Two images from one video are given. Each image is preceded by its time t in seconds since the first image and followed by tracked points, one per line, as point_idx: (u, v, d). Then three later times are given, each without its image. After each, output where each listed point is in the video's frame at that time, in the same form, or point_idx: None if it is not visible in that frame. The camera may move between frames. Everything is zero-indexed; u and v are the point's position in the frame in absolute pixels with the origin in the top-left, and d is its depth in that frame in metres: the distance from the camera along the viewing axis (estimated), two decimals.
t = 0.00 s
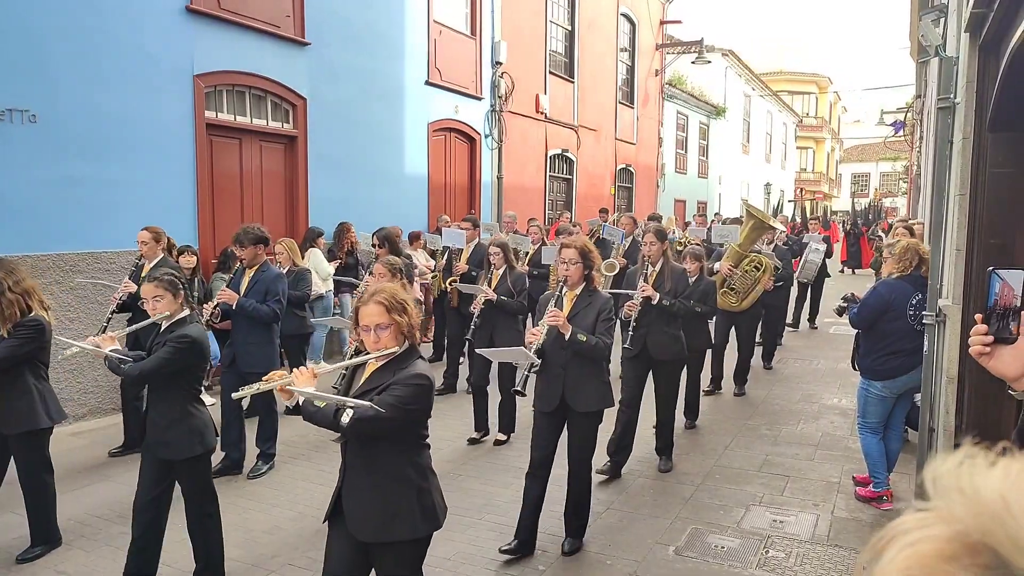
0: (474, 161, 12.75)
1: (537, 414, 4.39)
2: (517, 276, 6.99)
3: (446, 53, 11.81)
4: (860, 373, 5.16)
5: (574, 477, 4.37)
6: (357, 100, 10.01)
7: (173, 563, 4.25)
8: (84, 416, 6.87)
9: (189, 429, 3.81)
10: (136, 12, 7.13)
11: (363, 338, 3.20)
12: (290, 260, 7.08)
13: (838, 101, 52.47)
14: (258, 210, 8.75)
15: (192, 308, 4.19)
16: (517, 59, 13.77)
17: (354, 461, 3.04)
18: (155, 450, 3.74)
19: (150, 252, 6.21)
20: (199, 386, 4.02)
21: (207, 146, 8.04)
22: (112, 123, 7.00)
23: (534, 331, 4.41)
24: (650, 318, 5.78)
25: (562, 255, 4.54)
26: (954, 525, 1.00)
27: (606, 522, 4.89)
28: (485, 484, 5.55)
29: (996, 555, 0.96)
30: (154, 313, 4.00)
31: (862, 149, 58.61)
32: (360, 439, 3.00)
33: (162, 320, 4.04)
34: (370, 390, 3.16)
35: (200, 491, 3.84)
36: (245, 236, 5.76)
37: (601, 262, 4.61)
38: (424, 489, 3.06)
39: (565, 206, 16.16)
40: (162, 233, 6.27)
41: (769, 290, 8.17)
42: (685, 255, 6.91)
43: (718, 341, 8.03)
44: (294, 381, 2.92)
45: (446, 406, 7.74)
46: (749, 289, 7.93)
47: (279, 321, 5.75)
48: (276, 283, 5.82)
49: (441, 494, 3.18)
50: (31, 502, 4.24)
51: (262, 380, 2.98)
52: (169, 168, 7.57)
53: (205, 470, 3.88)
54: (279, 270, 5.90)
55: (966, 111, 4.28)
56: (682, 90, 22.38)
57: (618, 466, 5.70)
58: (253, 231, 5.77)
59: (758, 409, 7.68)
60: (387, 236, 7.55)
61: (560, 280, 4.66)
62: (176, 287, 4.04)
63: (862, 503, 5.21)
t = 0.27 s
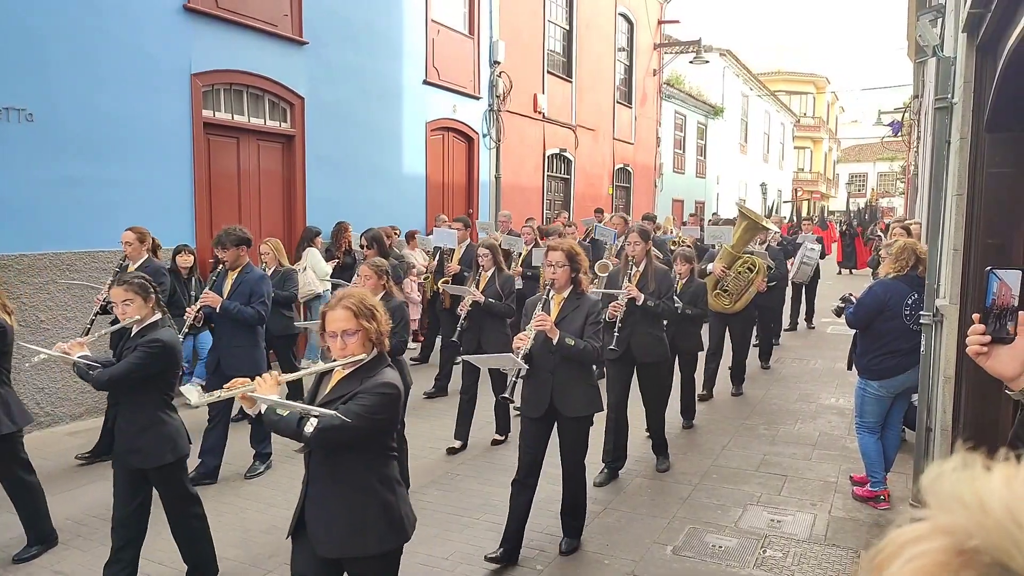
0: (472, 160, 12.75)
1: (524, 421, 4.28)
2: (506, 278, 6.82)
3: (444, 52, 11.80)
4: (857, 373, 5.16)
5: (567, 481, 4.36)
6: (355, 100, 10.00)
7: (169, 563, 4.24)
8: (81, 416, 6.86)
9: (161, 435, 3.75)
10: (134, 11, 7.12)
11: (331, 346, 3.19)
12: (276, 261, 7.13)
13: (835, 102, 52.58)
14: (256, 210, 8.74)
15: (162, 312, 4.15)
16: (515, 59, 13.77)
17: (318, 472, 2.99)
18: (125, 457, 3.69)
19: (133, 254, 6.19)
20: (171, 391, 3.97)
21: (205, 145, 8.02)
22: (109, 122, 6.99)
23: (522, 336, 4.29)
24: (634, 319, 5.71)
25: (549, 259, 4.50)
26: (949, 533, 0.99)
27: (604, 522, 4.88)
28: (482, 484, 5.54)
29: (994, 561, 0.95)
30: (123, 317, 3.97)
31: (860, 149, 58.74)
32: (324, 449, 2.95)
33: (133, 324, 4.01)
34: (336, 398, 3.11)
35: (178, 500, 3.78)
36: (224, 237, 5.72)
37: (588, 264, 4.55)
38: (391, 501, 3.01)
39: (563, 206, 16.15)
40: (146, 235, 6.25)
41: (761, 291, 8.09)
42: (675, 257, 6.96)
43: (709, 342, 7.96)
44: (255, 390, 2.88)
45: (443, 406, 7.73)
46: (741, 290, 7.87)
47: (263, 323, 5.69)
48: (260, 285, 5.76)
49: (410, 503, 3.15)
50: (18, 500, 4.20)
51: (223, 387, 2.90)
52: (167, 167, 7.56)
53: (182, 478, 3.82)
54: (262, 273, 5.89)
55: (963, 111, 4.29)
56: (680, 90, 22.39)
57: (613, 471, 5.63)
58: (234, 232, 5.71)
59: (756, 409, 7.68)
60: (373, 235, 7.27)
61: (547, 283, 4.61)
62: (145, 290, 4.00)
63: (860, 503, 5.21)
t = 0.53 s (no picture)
0: (470, 161, 12.75)
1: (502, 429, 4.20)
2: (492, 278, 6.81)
3: (442, 52, 11.80)
4: (854, 372, 5.18)
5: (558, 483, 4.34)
6: (353, 100, 9.99)
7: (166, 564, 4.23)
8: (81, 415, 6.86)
9: (124, 438, 3.67)
10: (131, 10, 7.10)
11: (285, 344, 3.07)
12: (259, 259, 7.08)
13: (834, 101, 52.63)
14: (254, 210, 8.73)
15: (127, 311, 4.02)
16: (513, 59, 13.77)
17: (269, 477, 2.85)
18: (89, 462, 3.63)
19: (111, 252, 6.06)
20: (134, 393, 3.87)
21: (202, 144, 8.01)
22: (108, 122, 6.99)
23: (499, 337, 4.28)
24: (619, 319, 5.61)
25: (527, 259, 4.51)
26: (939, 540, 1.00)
27: (602, 521, 4.89)
28: (480, 484, 5.54)
29: (1001, 570, 0.95)
30: (85, 317, 3.84)
31: (858, 149, 58.90)
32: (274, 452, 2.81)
33: (94, 323, 3.89)
34: (289, 400, 2.97)
35: (140, 507, 3.67)
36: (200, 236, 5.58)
37: (565, 266, 4.53)
38: (345, 507, 2.88)
39: (561, 206, 16.15)
40: (124, 233, 6.11)
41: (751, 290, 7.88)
42: (664, 256, 6.88)
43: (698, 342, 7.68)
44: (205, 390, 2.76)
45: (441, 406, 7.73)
46: (732, 289, 7.63)
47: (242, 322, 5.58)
48: (237, 284, 5.64)
49: (365, 513, 3.00)
50: None
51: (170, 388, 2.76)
52: (165, 167, 7.56)
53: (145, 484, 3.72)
54: (239, 271, 5.78)
55: (960, 111, 4.29)
56: (678, 90, 22.40)
57: (610, 470, 5.62)
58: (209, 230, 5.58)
59: (754, 408, 7.69)
60: (362, 235, 7.29)
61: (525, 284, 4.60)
62: (106, 289, 3.87)
63: (857, 502, 5.21)
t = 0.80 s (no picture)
0: (469, 161, 12.75)
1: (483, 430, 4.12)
2: (481, 281, 6.82)
3: (441, 53, 11.80)
4: (853, 372, 5.19)
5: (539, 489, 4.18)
6: (352, 101, 9.99)
7: (166, 564, 4.23)
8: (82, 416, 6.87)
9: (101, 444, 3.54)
10: (130, 11, 7.11)
11: (255, 349, 3.02)
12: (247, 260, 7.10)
13: (832, 102, 52.66)
14: (253, 211, 8.72)
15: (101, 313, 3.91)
16: (513, 59, 13.78)
17: (242, 485, 2.84)
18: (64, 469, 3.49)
19: (95, 254, 5.97)
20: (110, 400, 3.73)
21: (202, 145, 8.01)
22: (108, 123, 7.00)
23: (479, 339, 4.10)
24: (608, 323, 5.35)
25: (506, 259, 4.34)
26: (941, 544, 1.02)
27: (602, 522, 4.89)
28: (480, 485, 5.54)
29: None
30: (57, 320, 3.73)
31: (856, 149, 58.98)
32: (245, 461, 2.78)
33: (67, 327, 3.78)
34: (259, 406, 2.92)
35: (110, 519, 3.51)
36: (180, 236, 5.45)
37: (546, 265, 4.38)
38: (319, 515, 2.89)
39: (560, 207, 16.16)
40: (108, 234, 6.04)
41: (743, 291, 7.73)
42: (654, 257, 6.85)
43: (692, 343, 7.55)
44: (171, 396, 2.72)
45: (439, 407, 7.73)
46: (723, 291, 7.51)
47: (226, 324, 5.54)
48: (220, 284, 5.57)
49: (338, 518, 3.01)
50: None
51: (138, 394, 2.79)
52: (165, 168, 7.57)
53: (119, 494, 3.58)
54: (222, 271, 5.69)
55: (959, 112, 4.31)
56: (677, 91, 22.42)
57: (610, 471, 5.62)
58: (189, 230, 5.45)
59: (754, 409, 7.70)
60: (348, 236, 7.29)
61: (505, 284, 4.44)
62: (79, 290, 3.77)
63: (856, 503, 5.22)
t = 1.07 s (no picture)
0: (467, 162, 12.76)
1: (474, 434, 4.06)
2: (475, 281, 6.80)
3: (440, 54, 11.80)
4: (852, 374, 5.20)
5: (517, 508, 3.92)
6: (351, 102, 9.99)
7: (166, 565, 4.24)
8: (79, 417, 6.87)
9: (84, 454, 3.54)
10: (129, 13, 7.11)
11: (234, 358, 2.90)
12: (239, 261, 6.87)
13: (831, 103, 52.72)
14: (252, 211, 8.72)
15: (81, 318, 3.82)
16: (512, 60, 13.78)
17: (224, 499, 2.77)
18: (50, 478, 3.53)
19: (85, 255, 5.77)
20: (92, 408, 3.69)
21: (201, 146, 8.02)
22: (107, 123, 7.00)
23: (467, 345, 4.01)
24: (607, 325, 5.29)
25: (494, 262, 4.20)
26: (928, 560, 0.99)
27: (601, 522, 4.90)
28: (479, 486, 5.55)
29: None
30: (35, 328, 3.64)
31: (855, 150, 59.05)
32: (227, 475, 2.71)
33: (47, 333, 3.70)
34: (240, 416, 2.83)
35: (76, 530, 3.54)
36: (167, 240, 5.41)
37: (536, 269, 4.24)
38: (305, 526, 2.83)
39: (559, 207, 16.17)
40: (98, 235, 5.85)
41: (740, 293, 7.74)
42: (651, 258, 6.83)
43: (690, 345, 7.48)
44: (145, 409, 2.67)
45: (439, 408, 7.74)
46: (719, 292, 7.51)
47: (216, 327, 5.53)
48: (208, 287, 5.53)
49: (325, 526, 2.96)
50: None
51: (115, 406, 2.74)
52: (164, 169, 7.57)
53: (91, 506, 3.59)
54: (210, 273, 5.65)
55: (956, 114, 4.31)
56: (676, 92, 22.43)
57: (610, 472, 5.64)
58: (175, 233, 5.41)
59: (753, 409, 7.71)
60: (339, 238, 7.23)
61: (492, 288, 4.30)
62: (58, 296, 3.68)
63: (855, 503, 5.23)
